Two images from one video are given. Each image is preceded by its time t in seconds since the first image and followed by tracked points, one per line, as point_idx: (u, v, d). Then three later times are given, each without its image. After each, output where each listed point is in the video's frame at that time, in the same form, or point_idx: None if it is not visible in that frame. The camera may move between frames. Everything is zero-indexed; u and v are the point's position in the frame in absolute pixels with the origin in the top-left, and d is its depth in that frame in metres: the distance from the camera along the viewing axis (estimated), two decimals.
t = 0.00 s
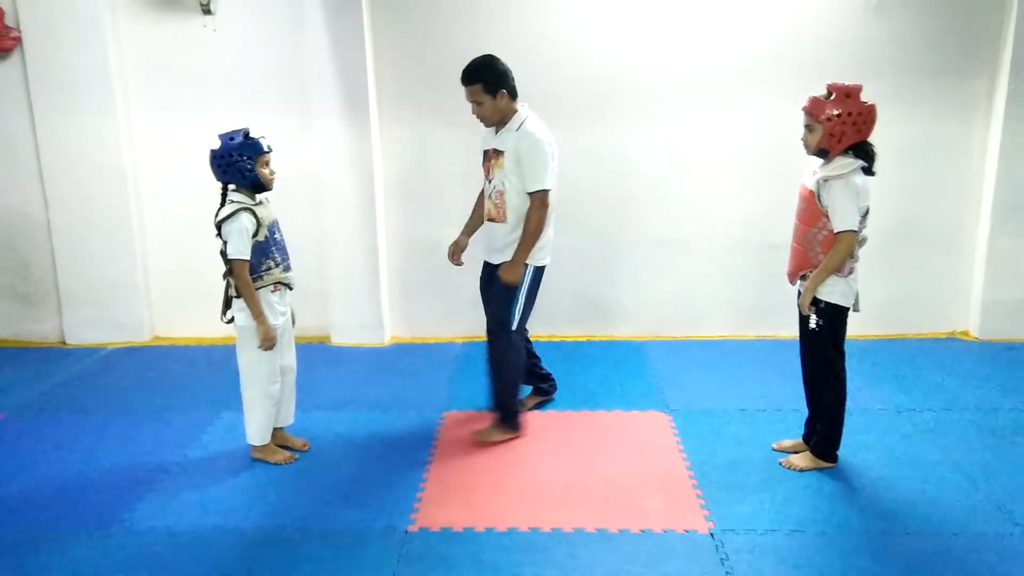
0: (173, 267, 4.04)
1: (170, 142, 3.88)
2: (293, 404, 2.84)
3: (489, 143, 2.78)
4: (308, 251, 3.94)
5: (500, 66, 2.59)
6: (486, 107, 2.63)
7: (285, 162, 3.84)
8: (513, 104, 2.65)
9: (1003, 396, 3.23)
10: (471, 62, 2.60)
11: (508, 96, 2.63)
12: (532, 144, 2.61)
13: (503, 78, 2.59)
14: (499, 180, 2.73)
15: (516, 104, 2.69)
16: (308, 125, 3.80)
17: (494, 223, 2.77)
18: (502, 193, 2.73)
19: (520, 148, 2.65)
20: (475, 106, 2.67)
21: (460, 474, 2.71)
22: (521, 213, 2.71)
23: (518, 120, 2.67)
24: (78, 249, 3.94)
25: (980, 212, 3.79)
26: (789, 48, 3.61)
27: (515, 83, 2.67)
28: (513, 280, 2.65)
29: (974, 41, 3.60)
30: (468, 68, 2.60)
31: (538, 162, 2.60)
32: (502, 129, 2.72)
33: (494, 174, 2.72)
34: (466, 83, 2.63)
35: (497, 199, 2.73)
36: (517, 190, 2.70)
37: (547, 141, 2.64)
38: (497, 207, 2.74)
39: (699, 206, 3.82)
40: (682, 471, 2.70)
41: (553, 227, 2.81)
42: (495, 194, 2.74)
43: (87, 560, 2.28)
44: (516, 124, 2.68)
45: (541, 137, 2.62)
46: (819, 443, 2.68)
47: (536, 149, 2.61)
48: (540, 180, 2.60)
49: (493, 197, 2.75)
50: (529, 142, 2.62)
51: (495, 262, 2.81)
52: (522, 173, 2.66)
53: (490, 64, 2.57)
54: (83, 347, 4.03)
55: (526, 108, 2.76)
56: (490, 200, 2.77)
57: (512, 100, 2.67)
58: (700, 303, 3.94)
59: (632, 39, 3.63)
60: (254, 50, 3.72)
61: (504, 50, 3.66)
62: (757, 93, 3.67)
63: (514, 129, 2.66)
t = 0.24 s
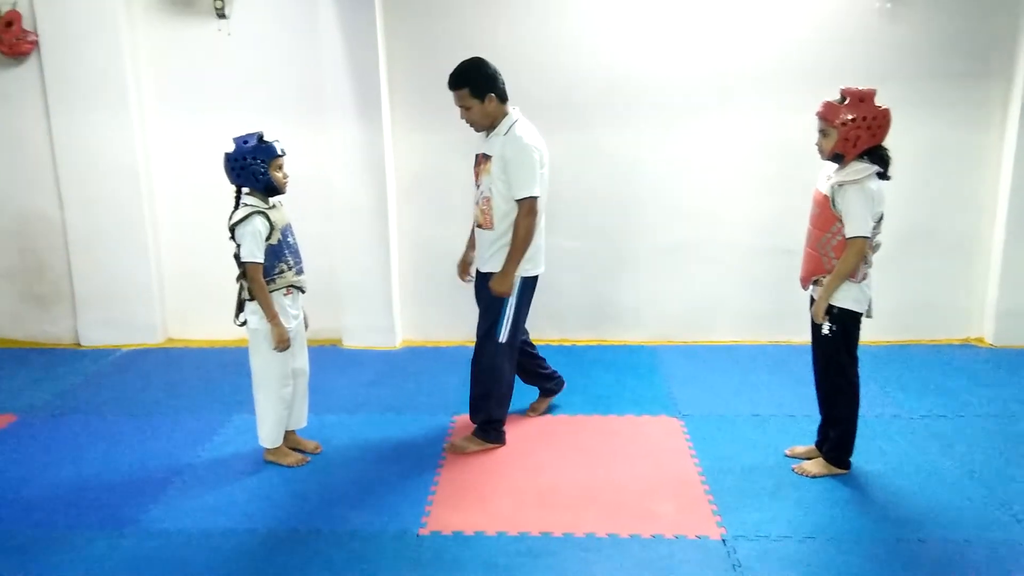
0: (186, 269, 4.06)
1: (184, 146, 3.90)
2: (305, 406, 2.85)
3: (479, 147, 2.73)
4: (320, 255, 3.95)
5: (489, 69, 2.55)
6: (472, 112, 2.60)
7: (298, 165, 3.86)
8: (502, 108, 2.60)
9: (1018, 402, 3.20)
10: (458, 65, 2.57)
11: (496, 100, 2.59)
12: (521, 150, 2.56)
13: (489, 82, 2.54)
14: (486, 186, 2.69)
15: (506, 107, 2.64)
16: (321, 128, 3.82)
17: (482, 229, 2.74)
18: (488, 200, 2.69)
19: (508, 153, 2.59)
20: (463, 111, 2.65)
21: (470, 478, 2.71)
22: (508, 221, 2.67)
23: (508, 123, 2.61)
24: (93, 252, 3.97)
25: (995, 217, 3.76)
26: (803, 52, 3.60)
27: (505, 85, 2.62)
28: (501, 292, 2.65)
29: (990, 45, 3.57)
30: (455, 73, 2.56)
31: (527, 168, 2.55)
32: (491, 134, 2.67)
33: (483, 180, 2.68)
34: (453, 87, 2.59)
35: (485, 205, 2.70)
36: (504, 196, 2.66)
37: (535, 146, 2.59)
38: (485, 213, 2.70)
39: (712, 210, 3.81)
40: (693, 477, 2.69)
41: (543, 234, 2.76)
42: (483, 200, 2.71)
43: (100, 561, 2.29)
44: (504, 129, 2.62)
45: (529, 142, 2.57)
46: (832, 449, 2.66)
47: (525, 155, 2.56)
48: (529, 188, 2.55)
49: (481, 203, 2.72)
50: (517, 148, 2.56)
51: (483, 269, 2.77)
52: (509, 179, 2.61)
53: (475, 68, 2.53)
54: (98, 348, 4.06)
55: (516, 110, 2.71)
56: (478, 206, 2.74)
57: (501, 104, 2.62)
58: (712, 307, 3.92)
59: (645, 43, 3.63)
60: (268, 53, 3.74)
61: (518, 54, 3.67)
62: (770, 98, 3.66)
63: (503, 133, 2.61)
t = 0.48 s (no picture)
0: (201, 269, 4.09)
1: (200, 146, 3.93)
2: (319, 406, 2.86)
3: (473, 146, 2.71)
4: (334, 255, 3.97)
5: (476, 67, 2.51)
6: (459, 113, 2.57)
7: (312, 166, 3.87)
8: (492, 107, 2.57)
9: None
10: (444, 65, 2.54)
11: (483, 100, 2.55)
12: (508, 150, 2.52)
13: (473, 82, 2.50)
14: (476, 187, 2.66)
15: (497, 105, 2.60)
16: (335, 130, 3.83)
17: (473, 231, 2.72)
18: (477, 201, 2.67)
19: (496, 153, 2.55)
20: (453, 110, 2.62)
21: (483, 479, 2.71)
22: (495, 224, 2.64)
23: (498, 121, 2.58)
24: (109, 251, 4.00)
25: (1011, 220, 3.73)
26: (817, 54, 3.59)
27: (495, 83, 2.58)
28: (489, 296, 2.62)
29: (1007, 47, 3.55)
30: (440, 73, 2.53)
31: (514, 169, 2.51)
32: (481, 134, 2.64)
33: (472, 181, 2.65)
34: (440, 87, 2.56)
35: (475, 207, 2.67)
36: (491, 198, 2.63)
37: (523, 145, 2.55)
38: (475, 215, 2.68)
39: (726, 212, 3.80)
40: (706, 479, 2.68)
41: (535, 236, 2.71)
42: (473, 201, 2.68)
43: (115, 558, 2.30)
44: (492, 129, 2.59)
45: (516, 142, 2.53)
46: (847, 453, 2.65)
47: (512, 156, 2.52)
48: (514, 190, 2.51)
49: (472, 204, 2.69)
50: (504, 148, 2.52)
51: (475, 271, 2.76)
52: (496, 181, 2.58)
53: (458, 68, 2.49)
54: (113, 347, 4.09)
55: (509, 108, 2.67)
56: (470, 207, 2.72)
57: (491, 103, 2.58)
58: (725, 310, 3.91)
59: (659, 45, 3.63)
60: (283, 55, 3.76)
61: (531, 55, 3.67)
62: (784, 100, 3.65)
63: (492, 132, 2.58)
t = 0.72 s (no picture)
0: (217, 270, 4.12)
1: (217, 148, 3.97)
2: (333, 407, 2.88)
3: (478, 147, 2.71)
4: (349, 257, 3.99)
5: (478, 69, 2.49)
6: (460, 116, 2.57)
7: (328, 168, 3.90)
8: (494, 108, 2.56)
9: None
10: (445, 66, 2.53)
11: (484, 102, 2.55)
12: (507, 153, 2.51)
13: (471, 85, 2.49)
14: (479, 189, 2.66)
15: (500, 105, 2.59)
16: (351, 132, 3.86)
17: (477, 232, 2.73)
18: (481, 204, 2.67)
19: (496, 157, 2.54)
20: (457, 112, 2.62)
21: (496, 480, 2.71)
22: (497, 227, 2.64)
23: (500, 122, 2.57)
24: (127, 252, 4.05)
25: None
26: (835, 57, 3.57)
27: (497, 84, 2.56)
28: (490, 298, 2.62)
29: None
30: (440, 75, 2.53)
31: (513, 173, 2.50)
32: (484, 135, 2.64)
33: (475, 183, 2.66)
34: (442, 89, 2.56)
35: (479, 209, 2.68)
36: (493, 201, 2.63)
37: (523, 147, 2.53)
38: (479, 217, 2.69)
39: (741, 215, 3.78)
40: (721, 483, 2.67)
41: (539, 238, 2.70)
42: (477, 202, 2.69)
43: (132, 556, 2.33)
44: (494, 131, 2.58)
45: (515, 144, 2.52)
46: (863, 458, 2.63)
47: (511, 159, 2.51)
48: (513, 194, 2.51)
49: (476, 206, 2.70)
50: (504, 152, 2.52)
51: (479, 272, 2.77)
52: (496, 184, 2.57)
53: (457, 71, 2.49)
54: (131, 347, 4.13)
55: (514, 108, 2.65)
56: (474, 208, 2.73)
57: (493, 104, 2.57)
58: (741, 313, 3.89)
59: (675, 48, 3.62)
60: (300, 57, 3.79)
61: (547, 58, 3.68)
62: (801, 103, 3.63)
63: (494, 134, 2.57)
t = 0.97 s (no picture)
0: (227, 270, 4.14)
1: (228, 149, 3.98)
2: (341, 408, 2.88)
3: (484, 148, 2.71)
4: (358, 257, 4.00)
5: (482, 70, 2.49)
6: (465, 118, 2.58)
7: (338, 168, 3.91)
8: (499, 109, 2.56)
9: None
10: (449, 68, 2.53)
11: (488, 102, 2.55)
12: (515, 153, 2.51)
13: (476, 86, 2.50)
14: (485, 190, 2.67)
15: (505, 105, 2.59)
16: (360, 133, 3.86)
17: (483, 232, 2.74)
18: (487, 205, 2.68)
19: (501, 157, 2.54)
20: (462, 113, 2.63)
21: (504, 481, 2.72)
22: (503, 227, 2.64)
23: (506, 122, 2.57)
24: (138, 252, 4.07)
25: None
26: (845, 58, 3.55)
27: (502, 84, 2.56)
28: (497, 296, 2.64)
29: None
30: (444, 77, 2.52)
31: (520, 173, 2.51)
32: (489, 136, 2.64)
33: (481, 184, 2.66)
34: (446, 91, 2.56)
35: (485, 210, 2.69)
36: (499, 201, 2.63)
37: (530, 147, 2.53)
38: (485, 218, 2.70)
39: (751, 216, 3.77)
40: (729, 485, 2.66)
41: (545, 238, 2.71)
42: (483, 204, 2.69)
43: (142, 555, 2.34)
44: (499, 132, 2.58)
45: (522, 143, 2.52)
46: (873, 460, 2.61)
47: (519, 159, 2.51)
48: (521, 194, 2.51)
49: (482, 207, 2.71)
50: (511, 152, 2.52)
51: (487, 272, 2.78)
52: (503, 185, 2.58)
53: (461, 73, 2.49)
54: (141, 346, 4.16)
55: (519, 108, 2.65)
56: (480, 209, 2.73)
57: (498, 105, 2.57)
58: (750, 315, 3.88)
59: (685, 48, 3.61)
60: (310, 58, 3.80)
61: (557, 59, 3.68)
62: (811, 104, 3.62)
63: (498, 136, 2.57)
